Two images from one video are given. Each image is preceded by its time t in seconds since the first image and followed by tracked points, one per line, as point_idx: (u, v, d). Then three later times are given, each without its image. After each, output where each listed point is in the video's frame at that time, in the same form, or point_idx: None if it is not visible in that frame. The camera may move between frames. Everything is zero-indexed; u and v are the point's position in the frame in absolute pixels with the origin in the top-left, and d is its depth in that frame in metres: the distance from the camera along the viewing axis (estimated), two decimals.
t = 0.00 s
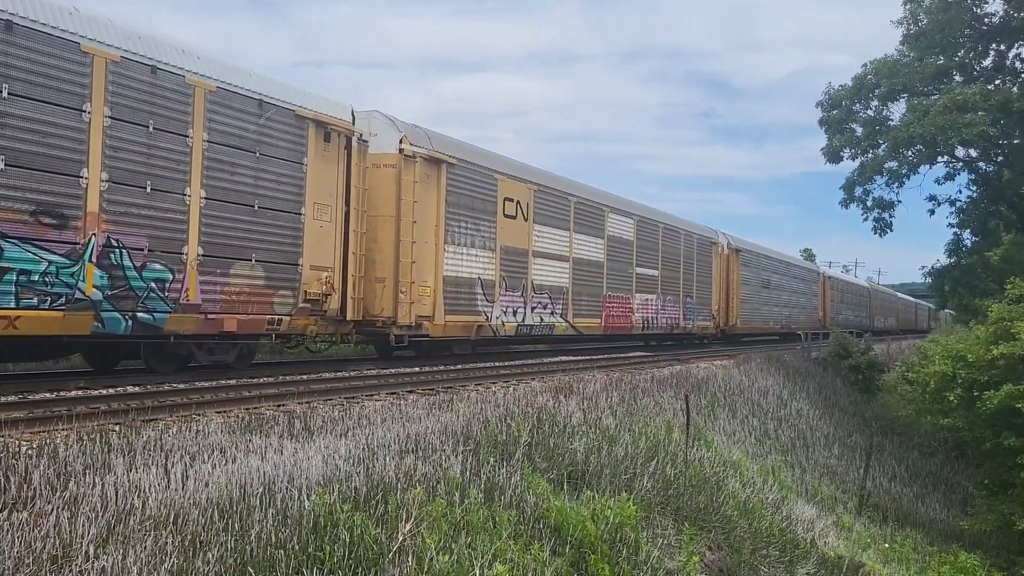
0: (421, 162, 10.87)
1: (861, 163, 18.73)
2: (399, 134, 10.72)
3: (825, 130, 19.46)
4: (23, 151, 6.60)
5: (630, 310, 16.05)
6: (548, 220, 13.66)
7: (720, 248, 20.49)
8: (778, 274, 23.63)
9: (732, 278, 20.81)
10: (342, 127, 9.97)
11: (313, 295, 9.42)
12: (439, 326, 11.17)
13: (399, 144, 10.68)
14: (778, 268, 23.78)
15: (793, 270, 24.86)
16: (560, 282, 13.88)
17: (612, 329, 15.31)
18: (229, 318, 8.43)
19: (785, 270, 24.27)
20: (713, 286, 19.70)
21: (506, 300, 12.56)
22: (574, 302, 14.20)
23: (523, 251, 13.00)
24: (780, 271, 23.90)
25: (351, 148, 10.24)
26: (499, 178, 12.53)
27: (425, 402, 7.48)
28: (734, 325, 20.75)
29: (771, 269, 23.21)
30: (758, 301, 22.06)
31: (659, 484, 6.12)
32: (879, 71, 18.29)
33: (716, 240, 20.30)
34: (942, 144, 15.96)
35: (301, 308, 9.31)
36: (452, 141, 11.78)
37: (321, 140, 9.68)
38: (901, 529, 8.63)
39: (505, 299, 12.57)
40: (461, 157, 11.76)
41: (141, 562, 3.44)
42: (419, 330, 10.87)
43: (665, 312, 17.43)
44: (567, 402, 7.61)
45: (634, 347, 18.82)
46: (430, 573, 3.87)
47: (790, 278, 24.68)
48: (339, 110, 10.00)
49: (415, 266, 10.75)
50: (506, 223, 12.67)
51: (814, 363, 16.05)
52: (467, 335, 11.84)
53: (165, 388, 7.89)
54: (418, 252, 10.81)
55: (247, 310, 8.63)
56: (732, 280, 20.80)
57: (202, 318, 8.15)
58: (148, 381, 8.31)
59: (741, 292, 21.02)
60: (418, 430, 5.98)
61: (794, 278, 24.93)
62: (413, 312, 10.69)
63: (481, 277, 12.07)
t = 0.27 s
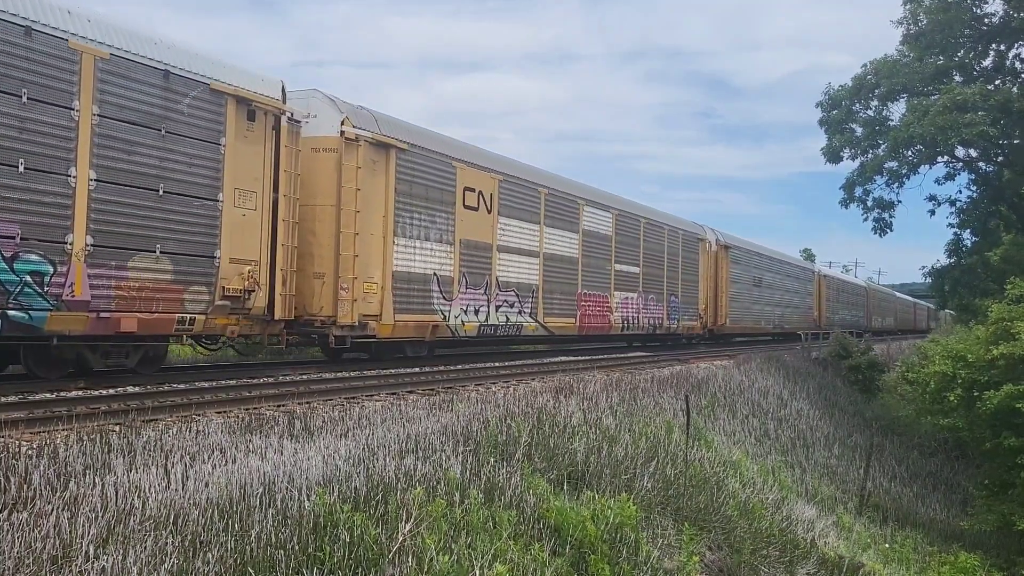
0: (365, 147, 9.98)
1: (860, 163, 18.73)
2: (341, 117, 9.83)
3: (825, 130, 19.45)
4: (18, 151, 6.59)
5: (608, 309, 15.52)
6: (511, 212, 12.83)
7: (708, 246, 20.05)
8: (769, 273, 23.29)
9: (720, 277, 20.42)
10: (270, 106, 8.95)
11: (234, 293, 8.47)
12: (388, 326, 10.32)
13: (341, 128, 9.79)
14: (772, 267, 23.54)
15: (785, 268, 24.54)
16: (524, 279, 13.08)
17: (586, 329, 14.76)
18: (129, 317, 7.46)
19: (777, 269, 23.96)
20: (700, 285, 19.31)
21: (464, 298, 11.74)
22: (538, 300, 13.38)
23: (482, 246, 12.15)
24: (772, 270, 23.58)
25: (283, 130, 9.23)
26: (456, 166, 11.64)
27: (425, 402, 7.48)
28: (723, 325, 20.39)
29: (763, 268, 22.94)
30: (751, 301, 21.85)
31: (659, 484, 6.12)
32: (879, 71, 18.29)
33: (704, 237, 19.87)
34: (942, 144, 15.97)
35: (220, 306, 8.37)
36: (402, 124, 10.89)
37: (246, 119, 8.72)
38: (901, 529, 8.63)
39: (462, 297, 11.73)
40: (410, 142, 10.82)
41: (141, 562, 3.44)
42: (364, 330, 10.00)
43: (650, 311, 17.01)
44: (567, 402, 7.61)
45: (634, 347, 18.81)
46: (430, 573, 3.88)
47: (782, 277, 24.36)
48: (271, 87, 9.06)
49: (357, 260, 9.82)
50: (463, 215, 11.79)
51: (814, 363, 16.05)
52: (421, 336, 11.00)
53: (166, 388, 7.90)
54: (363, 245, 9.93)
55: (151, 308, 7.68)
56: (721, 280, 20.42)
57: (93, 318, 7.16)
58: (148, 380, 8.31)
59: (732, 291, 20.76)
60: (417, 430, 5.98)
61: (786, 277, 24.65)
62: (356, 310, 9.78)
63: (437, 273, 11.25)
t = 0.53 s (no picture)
0: (296, 126, 8.98)
1: (860, 162, 18.72)
2: (270, 92, 8.79)
3: (825, 130, 19.45)
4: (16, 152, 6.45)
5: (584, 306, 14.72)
6: (471, 202, 11.90)
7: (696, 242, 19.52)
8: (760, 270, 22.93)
9: (710, 274, 19.90)
10: (179, 78, 7.77)
11: (133, 288, 7.33)
12: (327, 327, 9.34)
13: (270, 104, 8.78)
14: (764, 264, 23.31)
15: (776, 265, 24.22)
16: (485, 275, 12.16)
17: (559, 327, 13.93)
18: None
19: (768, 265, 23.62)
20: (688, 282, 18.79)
21: (416, 296, 10.73)
22: (501, 297, 12.46)
23: (438, 238, 11.16)
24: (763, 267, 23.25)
25: (194, 104, 8.04)
26: (406, 150, 10.61)
27: (425, 402, 7.48)
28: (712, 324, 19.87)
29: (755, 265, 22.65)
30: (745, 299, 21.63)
31: (659, 484, 6.11)
32: (879, 71, 18.29)
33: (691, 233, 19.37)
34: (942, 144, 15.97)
35: (118, 304, 7.28)
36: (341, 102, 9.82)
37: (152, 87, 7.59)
38: (901, 529, 8.63)
39: (415, 294, 10.71)
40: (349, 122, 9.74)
41: (141, 562, 3.44)
42: (298, 331, 8.99)
43: (632, 310, 16.36)
44: (567, 402, 7.61)
45: (634, 347, 18.81)
46: (430, 572, 3.88)
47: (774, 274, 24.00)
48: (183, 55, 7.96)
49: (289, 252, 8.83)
50: (416, 204, 10.78)
51: (814, 363, 16.05)
52: (366, 336, 10.00)
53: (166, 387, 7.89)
54: (294, 235, 8.91)
55: (26, 306, 6.56)
56: (711, 277, 19.91)
57: None
58: (148, 380, 8.31)
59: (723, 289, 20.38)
60: (417, 430, 5.98)
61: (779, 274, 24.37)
62: (287, 307, 8.74)
63: (383, 268, 10.22)
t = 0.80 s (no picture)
0: (211, 102, 8.17)
1: (860, 163, 18.72)
2: (181, 62, 7.98)
3: (825, 130, 19.45)
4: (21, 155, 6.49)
5: (552, 304, 14.04)
6: (425, 191, 11.16)
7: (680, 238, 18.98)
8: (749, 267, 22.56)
9: (694, 272, 19.41)
10: (60, 42, 7.03)
11: None
12: (250, 327, 8.58)
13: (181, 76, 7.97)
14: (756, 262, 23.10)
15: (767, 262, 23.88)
16: (439, 271, 11.41)
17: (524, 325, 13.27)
18: None
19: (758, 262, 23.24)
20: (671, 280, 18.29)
21: (360, 292, 9.98)
22: (456, 294, 11.71)
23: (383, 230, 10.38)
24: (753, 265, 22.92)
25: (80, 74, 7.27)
26: (349, 133, 9.89)
27: (425, 402, 7.48)
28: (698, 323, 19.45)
29: (745, 263, 22.39)
30: (737, 298, 21.50)
31: (659, 484, 6.12)
32: (879, 71, 18.29)
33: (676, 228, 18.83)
34: (942, 144, 15.98)
35: None
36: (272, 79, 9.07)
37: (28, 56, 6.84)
38: (901, 529, 8.63)
39: (357, 290, 9.96)
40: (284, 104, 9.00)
41: (141, 562, 3.44)
42: (214, 330, 8.25)
43: (608, 309, 15.74)
44: (567, 402, 7.61)
45: (634, 347, 18.82)
46: (430, 572, 3.88)
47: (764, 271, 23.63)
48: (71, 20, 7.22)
49: (203, 242, 8.07)
50: (358, 192, 10.02)
51: (814, 363, 16.05)
52: (300, 337, 9.26)
53: (166, 387, 7.90)
54: (208, 224, 8.14)
55: None
56: (695, 276, 19.45)
57: None
58: (148, 380, 8.31)
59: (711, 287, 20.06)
60: (418, 430, 5.98)
61: (770, 272, 24.07)
62: (200, 305, 8.01)
63: (320, 262, 9.45)
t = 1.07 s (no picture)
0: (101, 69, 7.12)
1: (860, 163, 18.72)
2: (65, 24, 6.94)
3: (825, 130, 19.44)
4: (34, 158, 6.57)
5: (520, 301, 12.91)
6: (388, 181, 10.26)
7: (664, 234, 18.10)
8: (739, 264, 21.98)
9: (680, 270, 18.62)
10: None
11: None
12: (154, 327, 7.48)
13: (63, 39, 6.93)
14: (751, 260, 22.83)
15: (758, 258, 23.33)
16: (388, 265, 10.22)
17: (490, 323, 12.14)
18: None
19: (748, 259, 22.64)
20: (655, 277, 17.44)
21: (291, 288, 8.82)
22: (409, 291, 10.52)
23: (320, 219, 9.22)
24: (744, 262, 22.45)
25: None
26: (278, 112, 8.74)
27: (425, 402, 7.48)
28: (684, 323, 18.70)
29: (738, 261, 22.01)
30: (736, 298, 21.40)
31: (659, 484, 6.12)
32: (879, 71, 18.29)
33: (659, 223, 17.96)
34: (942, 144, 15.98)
35: None
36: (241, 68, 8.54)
37: None
38: (901, 529, 8.63)
39: (288, 285, 8.79)
40: (259, 97, 8.55)
41: (141, 562, 3.44)
42: (109, 330, 7.19)
43: (584, 309, 14.70)
44: (567, 402, 7.61)
45: (633, 347, 18.82)
46: (430, 572, 3.88)
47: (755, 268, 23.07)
48: None
49: (92, 231, 7.03)
50: (288, 176, 8.86)
51: (814, 363, 16.06)
52: (218, 338, 8.14)
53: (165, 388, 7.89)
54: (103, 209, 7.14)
55: None
56: (682, 273, 18.68)
57: None
58: (148, 380, 8.30)
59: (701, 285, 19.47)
60: (418, 430, 5.98)
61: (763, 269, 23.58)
62: (89, 302, 6.96)
63: (243, 253, 8.29)
